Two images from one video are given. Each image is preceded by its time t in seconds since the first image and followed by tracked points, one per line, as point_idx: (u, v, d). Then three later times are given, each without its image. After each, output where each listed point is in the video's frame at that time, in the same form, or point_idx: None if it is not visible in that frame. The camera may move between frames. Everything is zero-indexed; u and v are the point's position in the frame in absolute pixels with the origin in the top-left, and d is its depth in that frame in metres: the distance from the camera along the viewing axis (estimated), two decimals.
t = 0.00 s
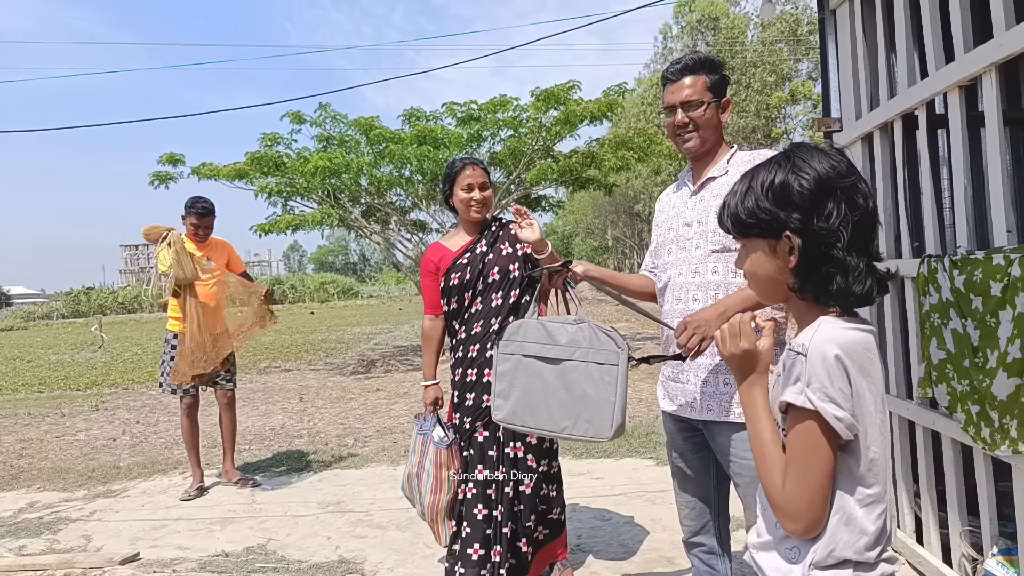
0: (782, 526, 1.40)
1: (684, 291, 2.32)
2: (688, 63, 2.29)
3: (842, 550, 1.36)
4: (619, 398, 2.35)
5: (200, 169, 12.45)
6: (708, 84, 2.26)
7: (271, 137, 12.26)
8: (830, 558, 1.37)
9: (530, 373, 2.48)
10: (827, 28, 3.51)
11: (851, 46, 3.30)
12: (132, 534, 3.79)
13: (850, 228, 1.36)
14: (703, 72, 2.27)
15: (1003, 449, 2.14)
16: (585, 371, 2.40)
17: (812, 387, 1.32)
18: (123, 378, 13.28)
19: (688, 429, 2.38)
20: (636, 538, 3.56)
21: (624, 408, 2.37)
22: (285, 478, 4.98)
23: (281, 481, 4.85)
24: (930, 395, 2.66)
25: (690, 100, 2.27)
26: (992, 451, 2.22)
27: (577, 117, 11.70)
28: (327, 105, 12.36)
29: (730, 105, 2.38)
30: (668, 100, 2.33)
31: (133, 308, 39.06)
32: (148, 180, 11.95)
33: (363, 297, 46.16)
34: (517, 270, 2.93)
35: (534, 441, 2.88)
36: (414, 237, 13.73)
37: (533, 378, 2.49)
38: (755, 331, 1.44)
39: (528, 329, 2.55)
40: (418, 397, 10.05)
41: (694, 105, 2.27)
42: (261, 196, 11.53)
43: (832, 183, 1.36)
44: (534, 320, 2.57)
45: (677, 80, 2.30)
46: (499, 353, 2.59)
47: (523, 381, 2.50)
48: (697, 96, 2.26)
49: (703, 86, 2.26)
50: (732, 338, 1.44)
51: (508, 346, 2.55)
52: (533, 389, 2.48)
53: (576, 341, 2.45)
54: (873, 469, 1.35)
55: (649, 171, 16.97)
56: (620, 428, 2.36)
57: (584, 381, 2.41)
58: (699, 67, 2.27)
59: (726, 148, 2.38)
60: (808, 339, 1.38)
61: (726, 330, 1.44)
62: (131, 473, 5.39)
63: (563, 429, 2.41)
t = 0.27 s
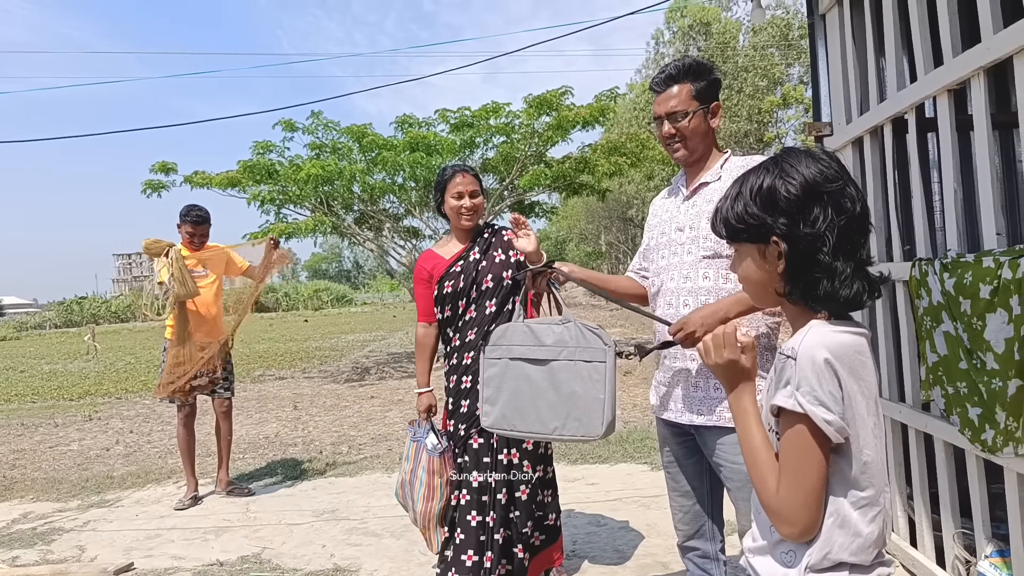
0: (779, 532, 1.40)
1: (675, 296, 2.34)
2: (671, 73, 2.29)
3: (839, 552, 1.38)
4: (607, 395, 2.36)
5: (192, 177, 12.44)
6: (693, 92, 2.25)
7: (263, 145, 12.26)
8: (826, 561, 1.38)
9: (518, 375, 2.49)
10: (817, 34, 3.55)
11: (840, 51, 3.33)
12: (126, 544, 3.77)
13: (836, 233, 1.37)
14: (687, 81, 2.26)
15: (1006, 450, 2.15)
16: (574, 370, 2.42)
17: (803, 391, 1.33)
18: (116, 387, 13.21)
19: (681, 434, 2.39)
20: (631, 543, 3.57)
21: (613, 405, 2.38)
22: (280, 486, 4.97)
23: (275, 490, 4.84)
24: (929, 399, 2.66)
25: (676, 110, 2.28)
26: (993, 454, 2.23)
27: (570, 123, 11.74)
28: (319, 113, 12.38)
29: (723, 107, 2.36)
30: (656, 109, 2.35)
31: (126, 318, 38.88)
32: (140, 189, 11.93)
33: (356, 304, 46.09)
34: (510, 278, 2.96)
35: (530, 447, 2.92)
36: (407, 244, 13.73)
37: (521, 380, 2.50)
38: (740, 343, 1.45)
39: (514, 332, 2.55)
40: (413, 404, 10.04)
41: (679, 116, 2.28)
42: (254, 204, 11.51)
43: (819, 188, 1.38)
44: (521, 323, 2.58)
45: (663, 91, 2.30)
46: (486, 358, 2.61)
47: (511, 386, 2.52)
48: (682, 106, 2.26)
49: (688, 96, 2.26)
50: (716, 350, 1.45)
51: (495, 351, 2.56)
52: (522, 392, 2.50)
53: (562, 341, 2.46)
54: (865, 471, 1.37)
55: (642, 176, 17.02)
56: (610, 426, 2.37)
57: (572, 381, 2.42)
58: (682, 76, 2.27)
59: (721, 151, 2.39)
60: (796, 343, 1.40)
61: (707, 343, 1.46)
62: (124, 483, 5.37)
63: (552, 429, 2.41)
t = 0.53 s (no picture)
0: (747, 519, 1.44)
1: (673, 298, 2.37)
2: (665, 84, 2.31)
3: (825, 553, 1.40)
4: (591, 404, 2.41)
5: (191, 170, 12.43)
6: (686, 102, 2.27)
7: (263, 139, 12.25)
8: (813, 562, 1.41)
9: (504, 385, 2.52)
10: (818, 41, 3.57)
11: (841, 59, 3.36)
12: (118, 532, 3.78)
13: (820, 235, 1.39)
14: (681, 90, 2.28)
15: (991, 458, 2.18)
16: (558, 379, 2.46)
17: (798, 393, 1.35)
18: (110, 378, 13.19)
19: (669, 435, 2.42)
20: (621, 543, 3.59)
21: (596, 413, 2.43)
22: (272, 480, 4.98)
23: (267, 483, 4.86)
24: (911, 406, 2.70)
25: (672, 120, 2.30)
26: (978, 462, 2.26)
27: (570, 124, 11.76)
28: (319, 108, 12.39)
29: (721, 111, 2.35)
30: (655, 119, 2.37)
31: (121, 309, 38.77)
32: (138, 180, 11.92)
33: (353, 301, 46.04)
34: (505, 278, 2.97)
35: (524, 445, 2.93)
36: (405, 242, 13.74)
37: (507, 389, 2.54)
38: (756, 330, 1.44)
39: (501, 341, 2.58)
40: (407, 401, 10.04)
41: (675, 125, 2.30)
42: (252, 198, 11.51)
43: (807, 191, 1.40)
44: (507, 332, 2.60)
45: (659, 101, 2.33)
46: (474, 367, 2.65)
47: (497, 394, 2.56)
48: (676, 116, 2.29)
49: (682, 105, 2.28)
50: (735, 334, 1.44)
51: (483, 359, 2.60)
52: (508, 401, 2.54)
53: (547, 350, 2.50)
54: (854, 475, 1.39)
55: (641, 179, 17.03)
56: (592, 436, 2.42)
57: (556, 390, 2.46)
58: (675, 86, 2.29)
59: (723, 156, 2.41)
60: (798, 346, 1.41)
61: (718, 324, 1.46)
62: (116, 472, 5.37)
63: (537, 439, 2.47)
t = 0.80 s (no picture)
0: (720, 493, 1.48)
1: (666, 294, 2.38)
2: (660, 79, 2.30)
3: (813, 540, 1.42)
4: (603, 379, 2.43)
5: (182, 170, 12.39)
6: (683, 98, 2.28)
7: (255, 138, 12.22)
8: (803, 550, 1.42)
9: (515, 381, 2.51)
10: (807, 37, 3.59)
11: (829, 55, 3.39)
12: (115, 534, 3.78)
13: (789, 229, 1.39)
14: (677, 86, 2.28)
15: (977, 447, 2.20)
16: (567, 363, 2.47)
17: (780, 382, 1.35)
18: (103, 380, 13.14)
19: (663, 428, 2.43)
20: (617, 537, 3.61)
21: (609, 388, 2.44)
22: (268, 479, 4.99)
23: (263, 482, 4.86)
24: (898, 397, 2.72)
25: (668, 116, 2.31)
26: (965, 450, 2.28)
27: (563, 121, 11.76)
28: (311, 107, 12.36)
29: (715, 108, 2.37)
30: (650, 115, 2.37)
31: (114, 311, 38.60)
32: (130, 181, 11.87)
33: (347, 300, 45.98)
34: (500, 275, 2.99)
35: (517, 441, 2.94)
36: (399, 240, 13.73)
37: (518, 384, 2.53)
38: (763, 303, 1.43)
39: (505, 339, 2.58)
40: (403, 400, 10.05)
41: (671, 121, 2.31)
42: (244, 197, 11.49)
43: (779, 185, 1.40)
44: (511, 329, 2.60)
45: (654, 97, 2.33)
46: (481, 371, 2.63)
47: (507, 393, 2.55)
48: (672, 111, 2.29)
49: (678, 101, 2.28)
50: (740, 305, 1.43)
51: (490, 361, 2.58)
52: (519, 396, 2.52)
53: (551, 336, 2.52)
54: (837, 465, 1.39)
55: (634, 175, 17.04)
56: (609, 412, 2.42)
57: (566, 372, 2.47)
58: (672, 80, 2.29)
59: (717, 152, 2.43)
60: (786, 336, 1.41)
61: (731, 295, 1.45)
62: (112, 474, 5.37)
63: (555, 426, 2.46)
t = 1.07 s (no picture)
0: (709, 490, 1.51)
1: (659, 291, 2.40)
2: (657, 78, 2.31)
3: (796, 537, 1.44)
4: (591, 367, 2.43)
5: (176, 166, 12.35)
6: (680, 97, 2.30)
7: (249, 134, 12.18)
8: (786, 547, 1.45)
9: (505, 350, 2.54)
10: (801, 36, 3.61)
11: (823, 54, 3.41)
12: (109, 528, 3.79)
13: (776, 223, 1.41)
14: (674, 85, 2.30)
15: (968, 442, 2.23)
16: (559, 343, 2.48)
17: (764, 377, 1.37)
18: (96, 376, 13.09)
19: (658, 423, 2.46)
20: (611, 532, 3.63)
21: (596, 376, 2.44)
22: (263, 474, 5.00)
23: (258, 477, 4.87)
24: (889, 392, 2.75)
25: (665, 116, 2.32)
26: (954, 445, 2.31)
27: (558, 119, 11.77)
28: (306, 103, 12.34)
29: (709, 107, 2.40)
30: (646, 114, 2.39)
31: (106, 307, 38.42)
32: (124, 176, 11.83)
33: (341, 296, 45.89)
34: (500, 270, 3.00)
35: (512, 436, 2.95)
36: (393, 236, 13.73)
37: (508, 355, 2.56)
38: (749, 304, 1.48)
39: (501, 307, 2.61)
40: (397, 397, 10.06)
41: (669, 120, 2.33)
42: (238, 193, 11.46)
43: (767, 180, 1.42)
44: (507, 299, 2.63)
45: (650, 97, 2.34)
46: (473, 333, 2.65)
47: (496, 361, 2.57)
48: (670, 111, 2.31)
49: (675, 101, 2.30)
50: (718, 308, 1.49)
51: (483, 327, 2.62)
52: (508, 367, 2.55)
53: (548, 315, 2.53)
54: (821, 460, 1.41)
55: (629, 173, 17.06)
56: (593, 399, 2.43)
57: (558, 354, 2.48)
58: (669, 80, 2.30)
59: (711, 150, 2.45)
60: (766, 331, 1.42)
61: (718, 297, 1.50)
62: (106, 470, 5.36)
63: (538, 402, 2.48)
